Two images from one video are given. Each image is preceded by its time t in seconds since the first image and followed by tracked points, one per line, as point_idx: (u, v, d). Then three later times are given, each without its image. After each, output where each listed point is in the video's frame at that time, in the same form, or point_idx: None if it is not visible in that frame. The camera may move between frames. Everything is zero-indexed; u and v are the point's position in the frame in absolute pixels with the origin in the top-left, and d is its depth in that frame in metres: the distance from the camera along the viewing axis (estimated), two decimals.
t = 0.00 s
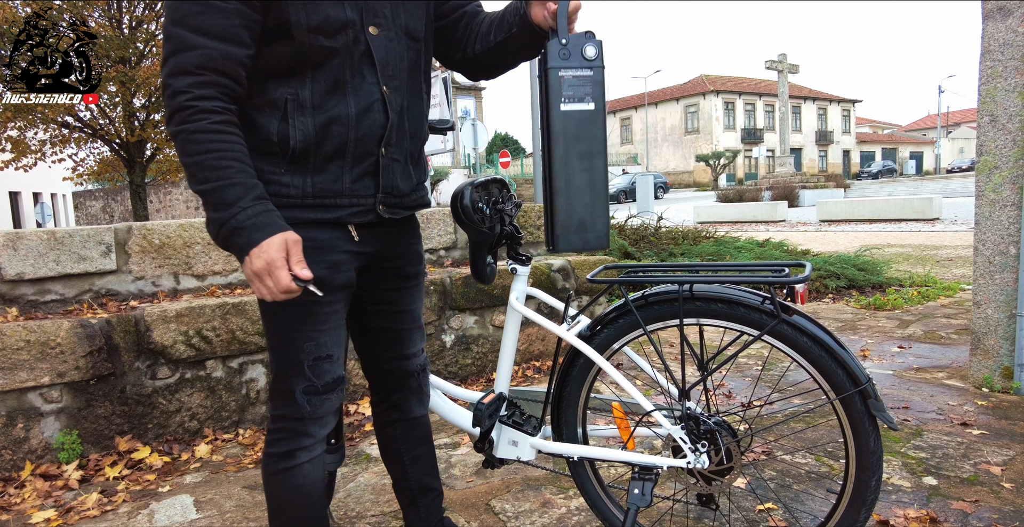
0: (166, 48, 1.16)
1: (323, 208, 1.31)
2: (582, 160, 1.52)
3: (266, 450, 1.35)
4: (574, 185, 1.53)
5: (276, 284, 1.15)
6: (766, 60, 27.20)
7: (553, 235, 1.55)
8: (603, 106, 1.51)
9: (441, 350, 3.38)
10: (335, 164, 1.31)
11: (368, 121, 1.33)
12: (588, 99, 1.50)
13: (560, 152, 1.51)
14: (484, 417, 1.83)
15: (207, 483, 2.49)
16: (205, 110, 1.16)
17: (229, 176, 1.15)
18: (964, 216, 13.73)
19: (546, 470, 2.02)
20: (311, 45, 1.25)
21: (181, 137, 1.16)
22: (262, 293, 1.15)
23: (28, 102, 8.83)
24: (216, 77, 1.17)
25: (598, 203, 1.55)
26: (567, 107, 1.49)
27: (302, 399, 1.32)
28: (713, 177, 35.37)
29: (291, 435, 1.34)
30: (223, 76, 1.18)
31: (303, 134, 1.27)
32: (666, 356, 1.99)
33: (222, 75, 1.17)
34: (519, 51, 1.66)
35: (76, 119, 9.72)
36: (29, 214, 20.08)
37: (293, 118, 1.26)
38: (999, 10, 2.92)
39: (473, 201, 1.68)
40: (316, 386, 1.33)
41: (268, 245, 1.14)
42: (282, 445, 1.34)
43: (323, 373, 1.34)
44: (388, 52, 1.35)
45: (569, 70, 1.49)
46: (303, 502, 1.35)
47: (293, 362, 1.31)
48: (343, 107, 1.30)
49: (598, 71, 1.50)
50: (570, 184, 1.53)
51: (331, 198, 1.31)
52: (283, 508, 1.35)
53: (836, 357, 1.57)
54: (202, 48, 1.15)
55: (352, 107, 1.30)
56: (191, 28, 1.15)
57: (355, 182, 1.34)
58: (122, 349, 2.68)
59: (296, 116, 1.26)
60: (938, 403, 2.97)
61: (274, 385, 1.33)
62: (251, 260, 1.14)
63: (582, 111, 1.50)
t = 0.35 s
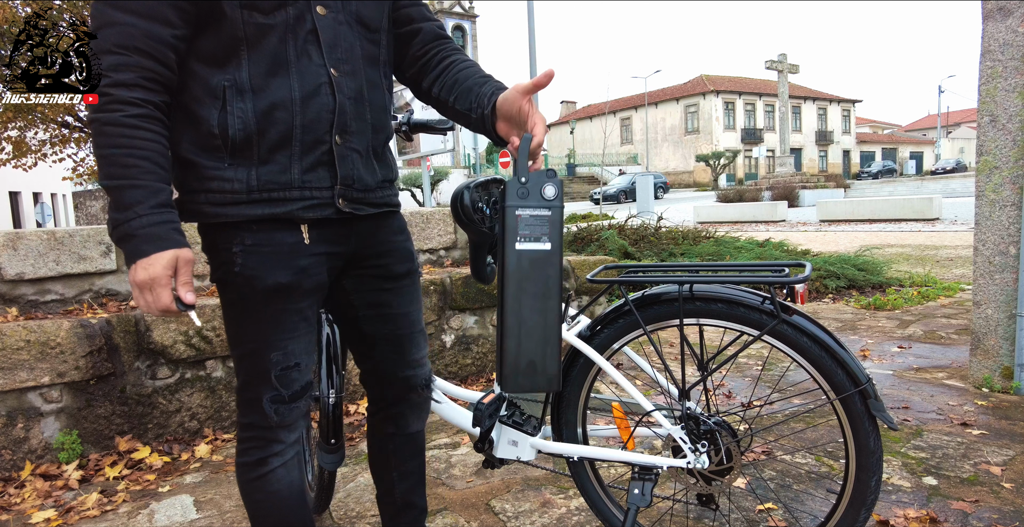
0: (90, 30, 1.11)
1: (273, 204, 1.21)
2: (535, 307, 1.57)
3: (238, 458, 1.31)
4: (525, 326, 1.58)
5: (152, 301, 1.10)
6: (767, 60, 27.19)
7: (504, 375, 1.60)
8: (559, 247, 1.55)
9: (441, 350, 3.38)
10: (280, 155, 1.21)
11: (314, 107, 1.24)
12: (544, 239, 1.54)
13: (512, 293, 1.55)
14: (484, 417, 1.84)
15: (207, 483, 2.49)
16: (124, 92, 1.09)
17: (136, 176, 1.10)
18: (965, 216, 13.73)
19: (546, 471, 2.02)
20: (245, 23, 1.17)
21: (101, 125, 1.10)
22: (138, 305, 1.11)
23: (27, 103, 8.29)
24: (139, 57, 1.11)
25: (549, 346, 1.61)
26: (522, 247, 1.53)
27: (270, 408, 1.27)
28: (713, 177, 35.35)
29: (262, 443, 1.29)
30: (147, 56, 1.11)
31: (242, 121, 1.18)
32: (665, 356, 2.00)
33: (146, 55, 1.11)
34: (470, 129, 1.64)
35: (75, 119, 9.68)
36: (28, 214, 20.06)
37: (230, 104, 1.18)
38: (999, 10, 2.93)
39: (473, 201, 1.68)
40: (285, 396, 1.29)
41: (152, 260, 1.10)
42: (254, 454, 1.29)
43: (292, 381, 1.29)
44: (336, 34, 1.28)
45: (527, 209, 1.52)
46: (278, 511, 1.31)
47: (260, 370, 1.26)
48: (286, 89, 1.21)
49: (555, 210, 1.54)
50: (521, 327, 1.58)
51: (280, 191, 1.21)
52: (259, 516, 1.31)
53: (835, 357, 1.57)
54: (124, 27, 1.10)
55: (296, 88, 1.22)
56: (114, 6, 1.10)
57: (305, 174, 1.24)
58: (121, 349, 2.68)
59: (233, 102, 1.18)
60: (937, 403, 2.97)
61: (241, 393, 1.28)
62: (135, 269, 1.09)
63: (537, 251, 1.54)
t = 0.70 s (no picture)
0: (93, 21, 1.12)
1: (265, 207, 1.21)
2: (505, 371, 1.60)
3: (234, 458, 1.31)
4: (493, 386, 1.61)
5: (183, 294, 1.10)
6: (767, 60, 27.19)
7: (471, 430, 1.64)
8: (528, 309, 1.57)
9: (441, 350, 3.38)
10: (275, 155, 1.21)
11: (312, 107, 1.24)
12: (514, 301, 1.55)
13: (482, 355, 1.58)
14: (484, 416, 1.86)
15: (207, 483, 2.49)
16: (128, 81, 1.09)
17: (146, 169, 1.09)
18: (965, 216, 13.73)
19: (546, 470, 2.02)
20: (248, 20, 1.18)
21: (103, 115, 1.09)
22: (164, 296, 1.10)
23: (27, 104, 8.29)
24: (143, 48, 1.10)
25: (516, 403, 1.65)
26: (491, 310, 1.54)
27: (265, 410, 1.28)
28: (713, 177, 35.35)
29: (258, 445, 1.30)
30: (149, 47, 1.11)
31: (236, 119, 1.18)
32: (665, 356, 2.00)
33: (150, 47, 1.11)
34: (449, 165, 1.64)
35: (75, 119, 9.66)
36: (28, 214, 20.07)
37: (228, 100, 1.18)
38: (999, 10, 2.93)
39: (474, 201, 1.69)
40: (281, 399, 1.29)
41: (181, 251, 1.09)
42: (250, 454, 1.30)
43: (288, 385, 1.29)
44: (337, 33, 1.29)
45: (497, 272, 1.53)
46: (274, 512, 1.31)
47: (257, 373, 1.26)
48: (283, 89, 1.21)
49: (524, 273, 1.55)
50: (488, 386, 1.61)
51: (272, 193, 1.21)
52: (256, 516, 1.31)
53: (835, 357, 1.57)
54: (128, 17, 1.09)
55: (293, 88, 1.22)
56: None
57: (299, 176, 1.24)
58: (122, 349, 2.68)
59: (231, 99, 1.18)
60: (938, 403, 2.97)
61: (238, 394, 1.28)
62: (161, 261, 1.09)
63: (506, 313, 1.56)
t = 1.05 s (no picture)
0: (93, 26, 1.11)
1: (268, 211, 1.20)
2: (496, 373, 1.60)
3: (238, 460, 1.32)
4: (485, 388, 1.61)
5: (185, 307, 1.11)
6: (767, 60, 27.20)
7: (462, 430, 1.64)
8: (521, 314, 1.57)
9: (441, 350, 3.38)
10: (277, 158, 1.21)
11: (314, 109, 1.24)
12: (506, 305, 1.56)
13: (474, 358, 1.58)
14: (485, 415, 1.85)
15: (207, 483, 2.49)
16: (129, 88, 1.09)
17: (148, 181, 1.09)
18: (965, 216, 13.73)
19: (546, 471, 2.02)
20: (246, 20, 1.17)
21: (104, 125, 1.09)
22: (164, 309, 1.11)
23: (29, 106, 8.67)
24: (144, 54, 1.10)
25: (510, 405, 1.64)
26: (483, 313, 1.55)
27: (269, 413, 1.27)
28: (713, 177, 35.35)
29: (262, 447, 1.30)
30: (149, 53, 1.11)
31: (237, 121, 1.18)
32: (665, 357, 2.00)
33: (150, 52, 1.11)
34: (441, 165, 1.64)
35: (75, 119, 9.66)
36: (28, 214, 20.01)
37: (228, 103, 1.17)
38: (999, 11, 2.93)
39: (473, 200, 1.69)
40: (285, 401, 1.29)
41: (181, 264, 1.09)
42: (254, 457, 1.30)
43: (292, 388, 1.29)
44: (339, 34, 1.29)
45: (487, 276, 1.54)
46: (277, 515, 1.31)
47: (260, 376, 1.26)
48: (284, 91, 1.21)
49: (517, 277, 1.56)
50: (480, 389, 1.61)
51: (275, 197, 1.21)
52: (259, 518, 1.31)
53: (836, 357, 1.57)
54: (127, 23, 1.09)
55: (294, 90, 1.22)
56: (117, 2, 1.10)
57: (302, 179, 1.24)
58: (121, 349, 2.68)
59: (231, 102, 1.18)
60: (938, 403, 2.97)
61: (242, 396, 1.28)
62: (160, 275, 1.09)
63: (498, 316, 1.56)
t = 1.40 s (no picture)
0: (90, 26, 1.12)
1: (268, 212, 1.21)
2: (506, 372, 1.60)
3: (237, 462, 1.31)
4: (496, 386, 1.61)
5: (181, 310, 1.10)
6: (767, 61, 27.21)
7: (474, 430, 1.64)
8: (527, 307, 1.56)
9: (441, 350, 3.38)
10: (275, 159, 1.21)
11: (313, 110, 1.24)
12: (512, 299, 1.56)
13: (482, 354, 1.58)
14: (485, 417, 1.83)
15: (207, 483, 2.49)
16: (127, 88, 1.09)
17: (145, 183, 1.09)
18: (965, 216, 13.74)
19: (546, 470, 2.02)
20: (243, 19, 1.17)
21: (100, 127, 1.09)
22: (160, 312, 1.10)
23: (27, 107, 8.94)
24: (139, 56, 1.10)
25: (521, 403, 1.64)
26: (488, 309, 1.55)
27: (270, 415, 1.28)
28: (713, 177, 35.36)
29: (262, 449, 1.30)
30: (146, 54, 1.11)
31: (235, 122, 1.18)
32: (665, 357, 2.00)
33: (146, 53, 1.11)
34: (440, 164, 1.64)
35: (75, 120, 9.68)
36: (29, 214, 20.04)
37: (226, 104, 1.17)
38: (999, 11, 2.93)
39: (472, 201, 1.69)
40: (285, 403, 1.29)
41: (178, 265, 1.10)
42: (253, 458, 1.30)
43: (292, 389, 1.29)
44: (337, 34, 1.29)
45: (492, 271, 1.53)
46: (277, 517, 1.31)
47: (260, 378, 1.26)
48: (282, 92, 1.21)
49: (520, 270, 1.55)
50: (491, 388, 1.61)
51: (274, 197, 1.21)
52: (259, 520, 1.31)
53: (836, 357, 1.57)
54: (124, 24, 1.09)
55: (293, 90, 1.22)
56: (113, 3, 1.10)
57: (301, 180, 1.24)
58: (122, 349, 2.68)
59: (229, 102, 1.17)
60: (937, 403, 2.97)
61: (242, 398, 1.28)
62: (157, 277, 1.09)
63: (504, 311, 1.56)
